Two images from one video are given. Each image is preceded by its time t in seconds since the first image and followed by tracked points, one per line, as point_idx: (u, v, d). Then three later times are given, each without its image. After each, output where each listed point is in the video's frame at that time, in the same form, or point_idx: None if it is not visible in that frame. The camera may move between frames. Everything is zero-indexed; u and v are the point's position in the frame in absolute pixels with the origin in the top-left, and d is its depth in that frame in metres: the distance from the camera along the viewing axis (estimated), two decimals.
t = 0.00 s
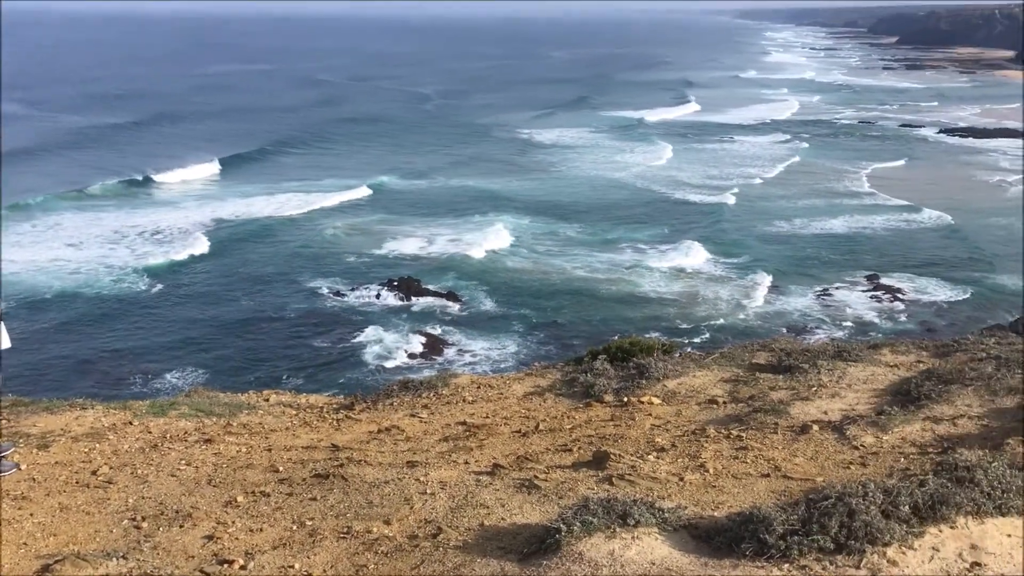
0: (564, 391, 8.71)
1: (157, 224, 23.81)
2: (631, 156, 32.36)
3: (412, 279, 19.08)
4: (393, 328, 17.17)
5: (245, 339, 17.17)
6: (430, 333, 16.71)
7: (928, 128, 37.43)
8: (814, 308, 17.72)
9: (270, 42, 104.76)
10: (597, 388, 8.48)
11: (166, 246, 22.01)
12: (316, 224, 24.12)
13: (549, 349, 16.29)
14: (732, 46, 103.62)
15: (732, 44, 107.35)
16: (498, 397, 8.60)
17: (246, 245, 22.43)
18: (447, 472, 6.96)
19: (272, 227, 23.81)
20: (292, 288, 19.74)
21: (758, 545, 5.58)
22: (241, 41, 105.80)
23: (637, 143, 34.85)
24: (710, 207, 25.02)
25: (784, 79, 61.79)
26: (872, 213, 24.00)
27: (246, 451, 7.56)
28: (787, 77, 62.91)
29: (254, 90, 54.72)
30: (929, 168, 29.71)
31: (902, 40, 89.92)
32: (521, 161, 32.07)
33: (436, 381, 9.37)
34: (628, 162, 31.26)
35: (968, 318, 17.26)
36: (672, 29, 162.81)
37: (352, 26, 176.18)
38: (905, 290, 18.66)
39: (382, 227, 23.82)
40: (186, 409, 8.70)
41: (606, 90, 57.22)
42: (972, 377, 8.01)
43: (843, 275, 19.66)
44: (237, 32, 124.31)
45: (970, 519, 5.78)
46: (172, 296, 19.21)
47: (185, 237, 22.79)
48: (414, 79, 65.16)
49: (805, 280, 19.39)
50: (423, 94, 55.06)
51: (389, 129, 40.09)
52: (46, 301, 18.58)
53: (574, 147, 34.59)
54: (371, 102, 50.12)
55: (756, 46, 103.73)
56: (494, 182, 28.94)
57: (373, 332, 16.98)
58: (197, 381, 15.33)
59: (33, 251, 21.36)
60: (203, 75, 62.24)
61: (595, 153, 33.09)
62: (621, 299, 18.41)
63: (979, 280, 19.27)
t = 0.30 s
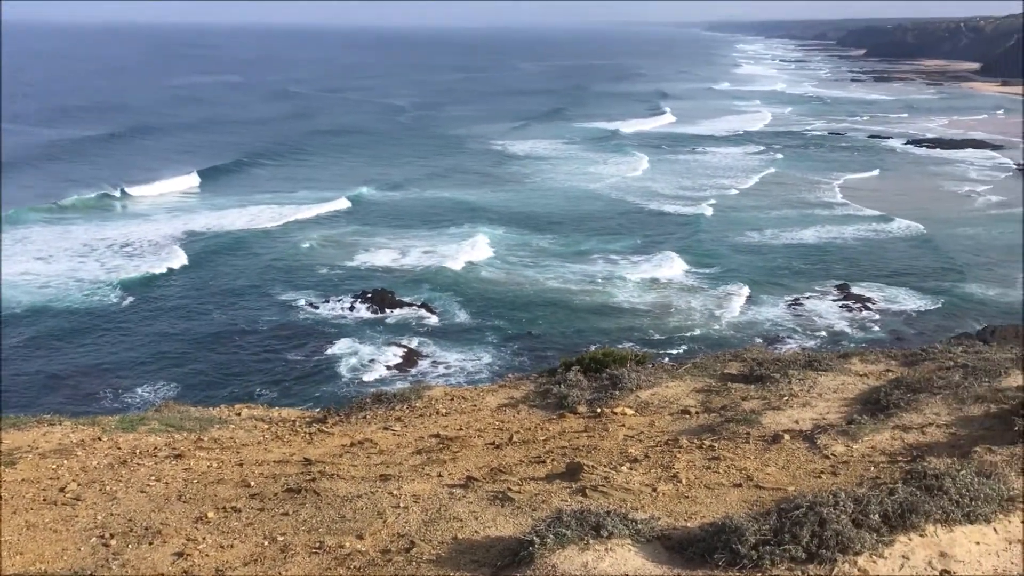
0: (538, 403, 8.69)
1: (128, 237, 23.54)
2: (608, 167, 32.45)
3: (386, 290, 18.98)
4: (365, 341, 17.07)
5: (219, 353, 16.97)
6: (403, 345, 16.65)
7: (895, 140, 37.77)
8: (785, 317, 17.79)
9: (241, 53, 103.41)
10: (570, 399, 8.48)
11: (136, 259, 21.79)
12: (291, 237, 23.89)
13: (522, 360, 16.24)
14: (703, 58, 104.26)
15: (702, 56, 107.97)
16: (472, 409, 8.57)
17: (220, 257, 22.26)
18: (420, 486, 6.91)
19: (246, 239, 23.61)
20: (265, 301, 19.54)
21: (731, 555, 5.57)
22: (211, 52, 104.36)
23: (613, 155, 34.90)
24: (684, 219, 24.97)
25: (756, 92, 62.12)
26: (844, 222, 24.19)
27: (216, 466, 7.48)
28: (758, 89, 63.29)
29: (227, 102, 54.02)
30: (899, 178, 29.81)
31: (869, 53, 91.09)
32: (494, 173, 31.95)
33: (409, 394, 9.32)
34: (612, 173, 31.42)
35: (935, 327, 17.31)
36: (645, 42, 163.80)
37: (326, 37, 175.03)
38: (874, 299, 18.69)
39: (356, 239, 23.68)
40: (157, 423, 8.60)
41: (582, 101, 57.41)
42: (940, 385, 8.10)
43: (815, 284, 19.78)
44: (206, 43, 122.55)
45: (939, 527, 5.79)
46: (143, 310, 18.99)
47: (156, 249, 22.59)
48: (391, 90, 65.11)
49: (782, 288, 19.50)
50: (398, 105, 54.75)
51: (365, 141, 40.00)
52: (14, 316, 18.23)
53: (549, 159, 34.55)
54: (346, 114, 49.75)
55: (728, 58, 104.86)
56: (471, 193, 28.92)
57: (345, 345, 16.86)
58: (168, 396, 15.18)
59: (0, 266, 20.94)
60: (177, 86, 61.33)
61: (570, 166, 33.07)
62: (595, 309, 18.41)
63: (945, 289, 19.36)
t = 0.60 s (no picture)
0: (514, 413, 8.68)
1: (100, 248, 23.33)
2: (585, 177, 32.52)
3: (361, 301, 18.88)
4: (340, 352, 16.98)
5: (193, 366, 16.80)
6: (379, 357, 16.60)
7: (867, 148, 38.17)
8: (759, 324, 17.86)
9: (215, 64, 102.51)
10: (546, 408, 8.47)
11: (108, 271, 21.60)
12: (266, 248, 23.70)
13: (499, 370, 16.20)
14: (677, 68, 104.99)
15: (677, 66, 108.72)
16: (448, 420, 8.53)
17: (195, 268, 22.06)
18: (395, 497, 6.84)
19: (221, 250, 23.38)
20: (240, 313, 19.36)
21: (706, 564, 5.55)
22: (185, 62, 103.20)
23: (589, 164, 34.98)
24: (657, 228, 24.98)
25: (730, 101, 62.67)
26: (818, 230, 24.37)
27: (190, 480, 7.40)
28: (733, 99, 63.78)
29: (203, 113, 53.52)
30: (872, 185, 30.03)
31: (840, 63, 92.23)
32: (470, 184, 31.95)
33: (385, 405, 9.28)
34: (589, 183, 31.46)
35: (907, 334, 17.43)
36: (620, 52, 164.46)
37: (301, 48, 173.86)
38: (847, 306, 18.71)
39: (332, 250, 23.57)
40: (128, 437, 8.52)
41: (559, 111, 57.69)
42: (912, 392, 8.15)
43: (789, 291, 19.88)
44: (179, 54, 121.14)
45: (911, 533, 5.79)
46: (116, 322, 18.79)
47: (127, 262, 22.40)
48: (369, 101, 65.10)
49: (757, 295, 19.60)
50: (374, 116, 54.67)
51: (344, 151, 39.91)
52: None
53: (525, 169, 34.58)
54: (323, 125, 49.60)
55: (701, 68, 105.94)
56: (448, 202, 28.91)
57: (321, 357, 16.77)
58: (141, 409, 15.07)
59: None
60: (151, 97, 60.62)
61: (545, 175, 33.10)
62: (572, 318, 18.40)
63: (916, 295, 19.51)
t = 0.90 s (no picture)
0: (486, 419, 8.66)
1: (68, 256, 23.01)
2: (558, 183, 32.60)
3: (333, 307, 18.79)
4: (314, 360, 16.88)
5: (164, 375, 16.60)
6: (353, 363, 16.54)
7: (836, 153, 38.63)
8: (731, 328, 17.97)
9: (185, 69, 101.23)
10: (519, 414, 8.46)
11: (76, 280, 21.32)
12: (239, 255, 23.50)
13: (472, 376, 16.19)
14: (649, 74, 105.68)
15: (650, 72, 109.48)
16: (420, 427, 8.51)
17: (167, 275, 21.84)
18: (366, 505, 6.78)
19: (193, 257, 23.14)
20: (211, 321, 19.17)
21: (677, 568, 5.54)
22: (154, 67, 101.83)
23: (562, 170, 35.07)
24: (628, 233, 25.07)
25: (704, 106, 63.14)
26: (790, 233, 24.55)
27: (158, 490, 7.31)
28: (706, 105, 64.28)
29: (176, 118, 52.89)
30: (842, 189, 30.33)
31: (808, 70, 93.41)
32: (444, 189, 31.92)
33: (357, 413, 9.24)
34: (562, 188, 31.51)
35: (876, 336, 17.60)
36: (595, 58, 165.07)
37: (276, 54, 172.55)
38: (817, 309, 18.87)
39: (305, 256, 23.44)
40: (96, 446, 8.42)
41: (534, 116, 57.86)
42: (880, 394, 8.23)
43: (760, 294, 20.02)
44: (150, 59, 119.65)
45: (879, 535, 5.81)
46: (84, 331, 18.54)
47: (95, 270, 22.14)
48: (344, 106, 64.91)
49: (728, 299, 19.70)
50: (349, 121, 54.49)
51: (319, 157, 39.75)
52: None
53: (498, 174, 34.61)
54: (298, 130, 49.37)
55: (674, 73, 106.84)
56: (422, 208, 28.86)
57: (293, 365, 16.66)
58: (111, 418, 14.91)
59: None
60: (124, 102, 59.74)
61: (518, 181, 33.15)
62: (545, 324, 18.42)
63: (883, 298, 19.73)
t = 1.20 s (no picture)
0: (459, 422, 8.64)
1: (34, 261, 22.62)
2: (530, 186, 32.63)
3: (305, 311, 18.67)
4: (286, 365, 16.75)
5: (133, 383, 16.38)
6: (326, 368, 16.45)
7: (805, 155, 39.05)
8: (702, 329, 18.07)
9: (154, 70, 99.76)
10: (491, 417, 8.45)
11: (42, 286, 20.98)
12: (210, 259, 23.26)
13: (445, 379, 16.17)
14: (620, 77, 106.24)
15: (620, 75, 110.11)
16: (392, 431, 8.47)
17: (137, 280, 21.57)
18: (338, 511, 6.73)
19: (163, 262, 22.87)
20: (181, 327, 18.98)
21: (649, 569, 5.54)
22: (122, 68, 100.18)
23: (535, 173, 35.14)
24: (599, 235, 25.14)
25: (675, 109, 63.59)
26: (759, 235, 24.72)
27: (126, 498, 7.21)
28: (678, 108, 64.65)
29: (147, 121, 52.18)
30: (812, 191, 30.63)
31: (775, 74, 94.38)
32: (417, 192, 31.84)
33: (328, 417, 9.18)
34: (535, 191, 31.54)
35: (845, 336, 17.75)
36: (557, 60, 164.36)
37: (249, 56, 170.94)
38: (787, 310, 19.03)
39: (277, 260, 23.29)
40: (62, 454, 8.29)
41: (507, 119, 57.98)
42: (849, 394, 8.31)
43: (730, 296, 20.15)
44: (119, 61, 117.92)
45: (847, 534, 5.84)
46: (51, 338, 18.23)
47: (62, 276, 21.81)
48: (317, 109, 64.59)
49: (697, 300, 19.83)
50: (320, 125, 54.25)
51: (291, 160, 39.52)
52: None
53: (471, 177, 34.59)
54: (271, 134, 49.04)
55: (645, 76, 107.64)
56: (395, 211, 28.79)
57: (265, 370, 16.54)
58: (79, 425, 14.68)
59: None
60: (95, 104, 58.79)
61: (491, 184, 33.15)
62: (518, 326, 18.43)
63: (852, 298, 19.94)
